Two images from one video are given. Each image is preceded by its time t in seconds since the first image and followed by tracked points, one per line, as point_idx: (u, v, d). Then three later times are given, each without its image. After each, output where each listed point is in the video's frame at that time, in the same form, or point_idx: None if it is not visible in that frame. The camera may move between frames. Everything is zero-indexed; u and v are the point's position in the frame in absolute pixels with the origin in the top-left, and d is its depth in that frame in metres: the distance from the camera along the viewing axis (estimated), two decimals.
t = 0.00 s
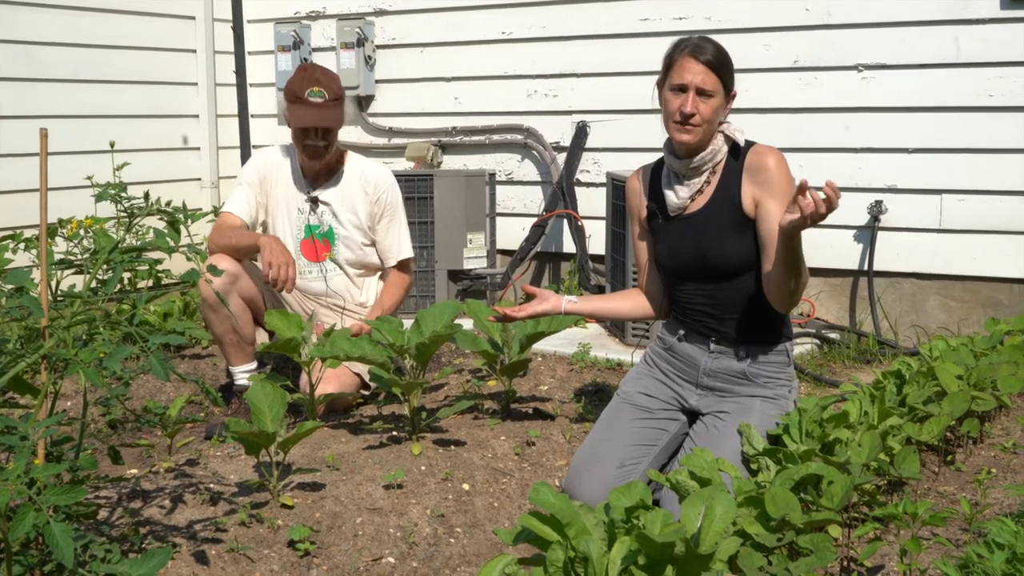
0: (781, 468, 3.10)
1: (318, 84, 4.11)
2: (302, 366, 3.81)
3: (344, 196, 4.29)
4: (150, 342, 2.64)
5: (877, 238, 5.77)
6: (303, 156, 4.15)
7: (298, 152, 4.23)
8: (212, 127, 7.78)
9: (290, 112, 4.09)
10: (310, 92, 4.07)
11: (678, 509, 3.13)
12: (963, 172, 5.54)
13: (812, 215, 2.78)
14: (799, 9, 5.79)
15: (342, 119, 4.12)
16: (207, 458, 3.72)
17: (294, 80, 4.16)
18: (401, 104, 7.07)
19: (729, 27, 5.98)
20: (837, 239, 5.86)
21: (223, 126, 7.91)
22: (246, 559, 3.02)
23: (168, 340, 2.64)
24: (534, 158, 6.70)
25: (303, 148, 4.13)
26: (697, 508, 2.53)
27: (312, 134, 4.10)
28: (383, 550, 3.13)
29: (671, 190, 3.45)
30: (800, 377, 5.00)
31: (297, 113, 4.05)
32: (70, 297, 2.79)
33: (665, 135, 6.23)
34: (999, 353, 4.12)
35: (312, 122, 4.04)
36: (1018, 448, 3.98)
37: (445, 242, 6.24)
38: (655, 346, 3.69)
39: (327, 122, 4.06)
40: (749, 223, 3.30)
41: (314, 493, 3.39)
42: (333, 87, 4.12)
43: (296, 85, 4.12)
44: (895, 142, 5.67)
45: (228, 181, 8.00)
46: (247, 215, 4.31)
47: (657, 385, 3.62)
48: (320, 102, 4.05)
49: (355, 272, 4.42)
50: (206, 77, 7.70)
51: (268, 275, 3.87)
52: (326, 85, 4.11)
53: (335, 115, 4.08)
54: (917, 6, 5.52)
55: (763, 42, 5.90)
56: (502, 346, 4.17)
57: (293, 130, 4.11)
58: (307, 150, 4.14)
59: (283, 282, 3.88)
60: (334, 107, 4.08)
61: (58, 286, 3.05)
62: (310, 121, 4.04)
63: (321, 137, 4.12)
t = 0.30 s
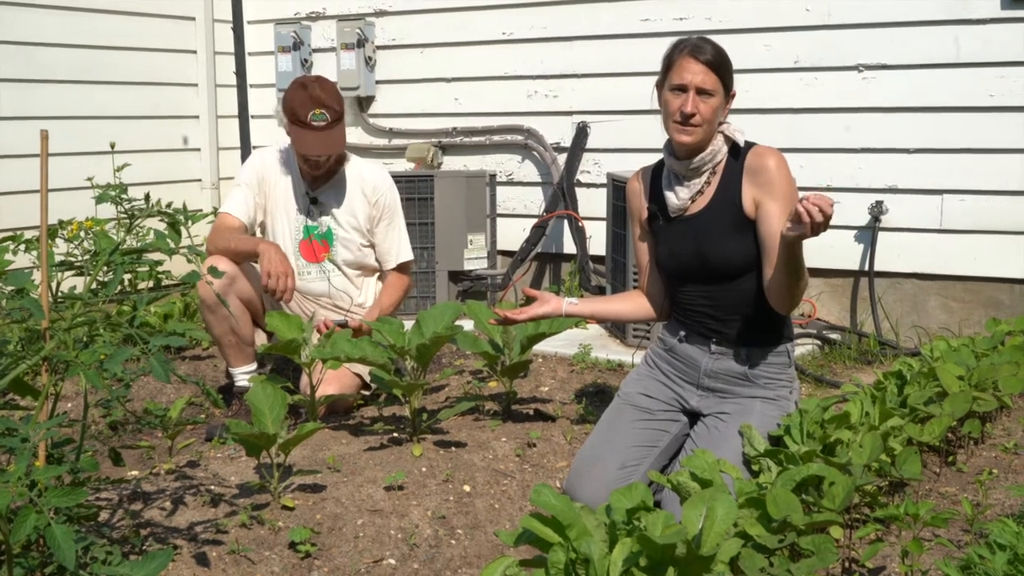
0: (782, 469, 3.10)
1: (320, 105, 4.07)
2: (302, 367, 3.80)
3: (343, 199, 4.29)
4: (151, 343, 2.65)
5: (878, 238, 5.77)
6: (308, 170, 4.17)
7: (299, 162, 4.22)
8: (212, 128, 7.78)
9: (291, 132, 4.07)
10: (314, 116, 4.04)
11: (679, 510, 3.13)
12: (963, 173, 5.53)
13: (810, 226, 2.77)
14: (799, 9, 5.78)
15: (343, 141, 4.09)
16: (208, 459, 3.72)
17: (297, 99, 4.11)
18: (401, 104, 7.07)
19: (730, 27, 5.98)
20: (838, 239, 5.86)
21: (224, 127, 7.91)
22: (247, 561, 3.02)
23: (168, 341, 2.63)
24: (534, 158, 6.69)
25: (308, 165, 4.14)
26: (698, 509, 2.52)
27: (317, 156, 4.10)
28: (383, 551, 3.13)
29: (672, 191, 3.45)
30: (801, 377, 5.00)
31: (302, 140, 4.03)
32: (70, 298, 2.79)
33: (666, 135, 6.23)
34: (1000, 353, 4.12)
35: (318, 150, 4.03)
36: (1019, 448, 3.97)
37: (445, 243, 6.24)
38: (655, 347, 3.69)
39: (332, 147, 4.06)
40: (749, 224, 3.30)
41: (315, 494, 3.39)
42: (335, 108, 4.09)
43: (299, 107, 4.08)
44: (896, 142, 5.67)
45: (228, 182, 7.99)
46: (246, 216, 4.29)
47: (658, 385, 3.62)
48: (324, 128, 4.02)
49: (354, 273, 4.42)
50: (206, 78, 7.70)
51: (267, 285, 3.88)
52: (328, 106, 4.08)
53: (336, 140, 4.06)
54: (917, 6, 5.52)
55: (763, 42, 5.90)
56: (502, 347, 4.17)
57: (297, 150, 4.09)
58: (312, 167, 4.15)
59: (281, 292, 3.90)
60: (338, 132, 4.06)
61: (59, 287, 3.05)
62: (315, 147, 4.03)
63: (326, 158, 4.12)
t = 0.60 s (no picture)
0: (782, 471, 3.11)
1: (319, 109, 4.06)
2: (303, 369, 3.81)
3: (342, 201, 4.29)
4: (152, 345, 2.65)
5: (879, 239, 5.77)
6: (308, 173, 4.18)
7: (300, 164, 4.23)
8: (213, 130, 7.78)
9: (291, 137, 4.07)
10: (313, 121, 4.03)
11: (680, 511, 3.13)
12: (964, 174, 5.54)
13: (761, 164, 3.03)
14: (799, 11, 5.79)
15: (342, 144, 4.10)
16: (209, 461, 3.72)
17: (296, 102, 4.09)
18: (402, 106, 7.08)
19: (730, 29, 5.98)
20: (838, 241, 5.87)
21: (225, 129, 7.91)
22: (248, 562, 3.02)
23: (169, 342, 2.64)
24: (535, 160, 6.69)
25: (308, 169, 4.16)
26: (698, 511, 2.53)
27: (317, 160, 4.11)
28: (384, 553, 3.13)
29: (673, 193, 3.46)
30: (802, 378, 5.00)
31: (302, 145, 4.04)
32: (71, 300, 2.80)
33: (666, 137, 6.23)
34: (1001, 354, 4.12)
35: (317, 155, 4.04)
36: (1019, 450, 3.98)
37: (446, 245, 6.25)
38: (656, 348, 3.69)
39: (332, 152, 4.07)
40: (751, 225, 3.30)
41: (316, 496, 3.39)
42: (335, 112, 4.08)
43: (299, 111, 4.07)
44: (896, 144, 5.67)
45: (230, 184, 8.00)
46: (247, 218, 4.30)
47: (659, 387, 3.62)
48: (323, 133, 4.03)
49: (354, 275, 4.42)
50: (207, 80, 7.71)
51: (268, 287, 3.88)
52: (327, 111, 4.06)
53: (335, 144, 4.07)
54: (916, 7, 5.53)
55: (764, 44, 5.90)
56: (502, 348, 4.18)
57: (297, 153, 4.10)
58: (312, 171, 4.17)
59: (283, 294, 3.90)
60: (338, 137, 4.07)
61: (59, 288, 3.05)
62: (315, 153, 4.04)
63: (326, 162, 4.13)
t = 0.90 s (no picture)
0: (781, 471, 3.11)
1: (320, 110, 4.06)
2: (302, 370, 3.81)
3: (343, 203, 4.29)
4: (151, 346, 2.64)
5: (878, 240, 5.77)
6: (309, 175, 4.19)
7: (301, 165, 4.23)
8: (212, 131, 7.79)
9: (290, 138, 4.07)
10: (313, 121, 4.02)
11: (679, 511, 3.14)
12: (962, 175, 5.54)
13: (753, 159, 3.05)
14: (798, 12, 5.80)
15: (342, 146, 4.09)
16: (208, 461, 3.72)
17: (296, 103, 4.09)
18: (401, 107, 7.08)
19: (730, 30, 5.99)
20: (837, 242, 5.88)
21: (224, 130, 7.92)
22: (247, 562, 3.02)
23: (168, 344, 2.64)
24: (534, 161, 6.69)
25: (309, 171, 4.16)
26: (697, 511, 2.53)
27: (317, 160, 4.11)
28: (384, 553, 3.13)
29: (672, 194, 3.46)
30: (801, 379, 5.01)
31: (301, 144, 4.04)
32: (70, 301, 2.80)
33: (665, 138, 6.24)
34: (1000, 355, 4.13)
35: (315, 155, 4.04)
36: (1018, 450, 3.98)
37: (445, 246, 6.25)
38: (655, 349, 3.69)
39: (332, 152, 4.06)
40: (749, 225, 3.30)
41: (315, 496, 3.39)
42: (335, 113, 4.07)
43: (299, 111, 4.07)
44: (895, 145, 5.68)
45: (229, 185, 8.00)
46: (248, 218, 4.30)
47: (658, 387, 3.62)
48: (322, 135, 4.02)
49: (354, 276, 4.43)
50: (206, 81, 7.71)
51: (273, 294, 3.88)
52: (327, 112, 4.06)
53: (334, 146, 4.06)
54: (915, 8, 5.53)
55: (762, 45, 5.91)
56: (502, 348, 4.18)
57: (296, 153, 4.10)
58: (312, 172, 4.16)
59: (287, 301, 3.91)
60: (338, 138, 4.06)
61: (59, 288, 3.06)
62: (314, 152, 4.03)
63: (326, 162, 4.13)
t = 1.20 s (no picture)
0: (777, 471, 3.12)
1: (313, 112, 4.05)
2: (298, 370, 3.80)
3: (340, 203, 4.29)
4: (147, 347, 2.64)
5: (873, 240, 5.78)
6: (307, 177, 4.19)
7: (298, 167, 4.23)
8: (208, 131, 7.78)
9: (284, 141, 4.07)
10: (305, 123, 4.02)
11: (675, 511, 3.14)
12: (957, 174, 5.55)
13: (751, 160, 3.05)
14: (793, 12, 5.80)
15: (336, 147, 4.09)
16: (204, 462, 3.72)
17: (289, 106, 4.09)
18: (397, 107, 7.08)
19: (725, 30, 5.99)
20: (832, 242, 5.89)
21: (219, 130, 7.91)
22: (244, 563, 3.02)
23: (165, 344, 2.63)
24: (530, 161, 6.69)
25: (305, 173, 4.16)
26: (693, 510, 2.53)
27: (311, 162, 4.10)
28: (380, 553, 3.13)
29: (667, 193, 3.45)
30: (797, 378, 5.01)
31: (294, 147, 4.04)
32: (66, 302, 2.80)
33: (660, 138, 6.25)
34: (995, 354, 4.13)
35: (310, 157, 4.03)
36: (1014, 449, 3.99)
37: (441, 246, 6.25)
38: (651, 349, 3.69)
39: (326, 154, 4.06)
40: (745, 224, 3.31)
41: (311, 497, 3.39)
42: (328, 114, 4.06)
43: (292, 114, 4.07)
44: (890, 144, 5.68)
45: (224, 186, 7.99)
46: (245, 219, 4.29)
47: (654, 387, 3.62)
48: (315, 137, 4.02)
49: (351, 277, 4.41)
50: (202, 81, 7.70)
51: (271, 295, 3.88)
52: (321, 114, 4.05)
53: (328, 147, 4.06)
54: (910, 8, 5.54)
55: (758, 45, 5.91)
56: (498, 348, 4.15)
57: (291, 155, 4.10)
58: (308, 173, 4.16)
59: (286, 302, 3.91)
60: (331, 139, 4.05)
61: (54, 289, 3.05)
62: (308, 155, 4.03)
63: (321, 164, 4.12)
